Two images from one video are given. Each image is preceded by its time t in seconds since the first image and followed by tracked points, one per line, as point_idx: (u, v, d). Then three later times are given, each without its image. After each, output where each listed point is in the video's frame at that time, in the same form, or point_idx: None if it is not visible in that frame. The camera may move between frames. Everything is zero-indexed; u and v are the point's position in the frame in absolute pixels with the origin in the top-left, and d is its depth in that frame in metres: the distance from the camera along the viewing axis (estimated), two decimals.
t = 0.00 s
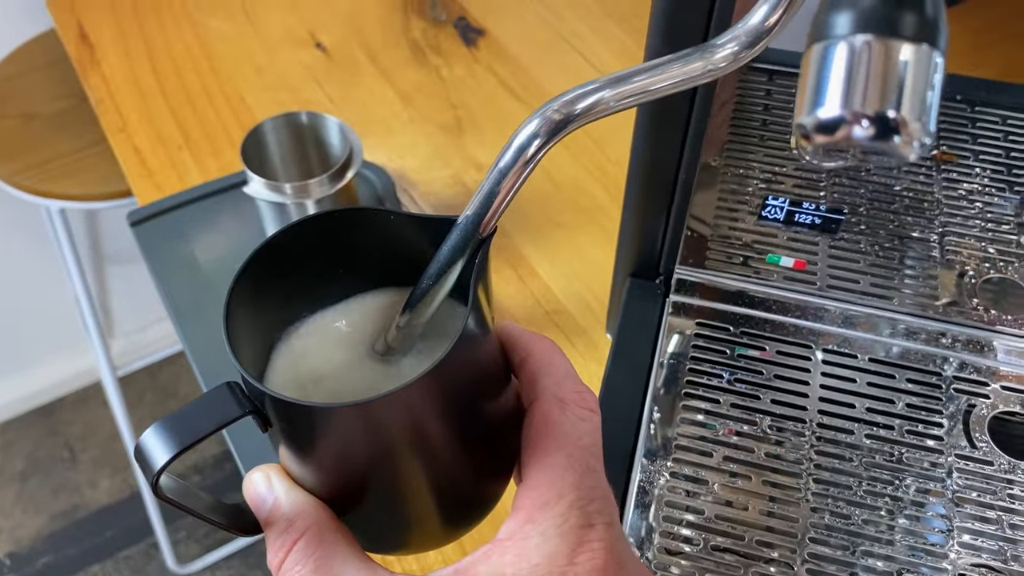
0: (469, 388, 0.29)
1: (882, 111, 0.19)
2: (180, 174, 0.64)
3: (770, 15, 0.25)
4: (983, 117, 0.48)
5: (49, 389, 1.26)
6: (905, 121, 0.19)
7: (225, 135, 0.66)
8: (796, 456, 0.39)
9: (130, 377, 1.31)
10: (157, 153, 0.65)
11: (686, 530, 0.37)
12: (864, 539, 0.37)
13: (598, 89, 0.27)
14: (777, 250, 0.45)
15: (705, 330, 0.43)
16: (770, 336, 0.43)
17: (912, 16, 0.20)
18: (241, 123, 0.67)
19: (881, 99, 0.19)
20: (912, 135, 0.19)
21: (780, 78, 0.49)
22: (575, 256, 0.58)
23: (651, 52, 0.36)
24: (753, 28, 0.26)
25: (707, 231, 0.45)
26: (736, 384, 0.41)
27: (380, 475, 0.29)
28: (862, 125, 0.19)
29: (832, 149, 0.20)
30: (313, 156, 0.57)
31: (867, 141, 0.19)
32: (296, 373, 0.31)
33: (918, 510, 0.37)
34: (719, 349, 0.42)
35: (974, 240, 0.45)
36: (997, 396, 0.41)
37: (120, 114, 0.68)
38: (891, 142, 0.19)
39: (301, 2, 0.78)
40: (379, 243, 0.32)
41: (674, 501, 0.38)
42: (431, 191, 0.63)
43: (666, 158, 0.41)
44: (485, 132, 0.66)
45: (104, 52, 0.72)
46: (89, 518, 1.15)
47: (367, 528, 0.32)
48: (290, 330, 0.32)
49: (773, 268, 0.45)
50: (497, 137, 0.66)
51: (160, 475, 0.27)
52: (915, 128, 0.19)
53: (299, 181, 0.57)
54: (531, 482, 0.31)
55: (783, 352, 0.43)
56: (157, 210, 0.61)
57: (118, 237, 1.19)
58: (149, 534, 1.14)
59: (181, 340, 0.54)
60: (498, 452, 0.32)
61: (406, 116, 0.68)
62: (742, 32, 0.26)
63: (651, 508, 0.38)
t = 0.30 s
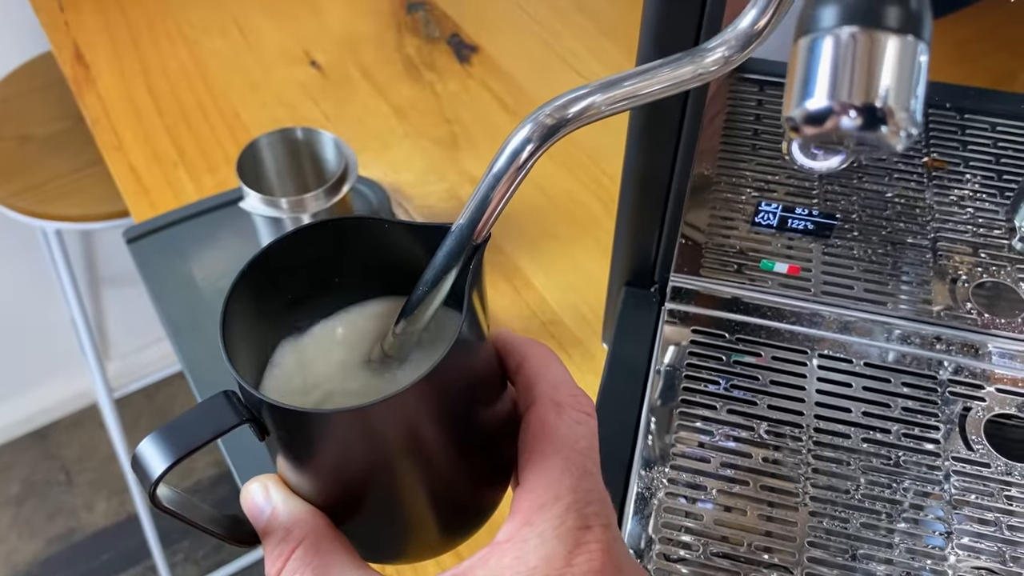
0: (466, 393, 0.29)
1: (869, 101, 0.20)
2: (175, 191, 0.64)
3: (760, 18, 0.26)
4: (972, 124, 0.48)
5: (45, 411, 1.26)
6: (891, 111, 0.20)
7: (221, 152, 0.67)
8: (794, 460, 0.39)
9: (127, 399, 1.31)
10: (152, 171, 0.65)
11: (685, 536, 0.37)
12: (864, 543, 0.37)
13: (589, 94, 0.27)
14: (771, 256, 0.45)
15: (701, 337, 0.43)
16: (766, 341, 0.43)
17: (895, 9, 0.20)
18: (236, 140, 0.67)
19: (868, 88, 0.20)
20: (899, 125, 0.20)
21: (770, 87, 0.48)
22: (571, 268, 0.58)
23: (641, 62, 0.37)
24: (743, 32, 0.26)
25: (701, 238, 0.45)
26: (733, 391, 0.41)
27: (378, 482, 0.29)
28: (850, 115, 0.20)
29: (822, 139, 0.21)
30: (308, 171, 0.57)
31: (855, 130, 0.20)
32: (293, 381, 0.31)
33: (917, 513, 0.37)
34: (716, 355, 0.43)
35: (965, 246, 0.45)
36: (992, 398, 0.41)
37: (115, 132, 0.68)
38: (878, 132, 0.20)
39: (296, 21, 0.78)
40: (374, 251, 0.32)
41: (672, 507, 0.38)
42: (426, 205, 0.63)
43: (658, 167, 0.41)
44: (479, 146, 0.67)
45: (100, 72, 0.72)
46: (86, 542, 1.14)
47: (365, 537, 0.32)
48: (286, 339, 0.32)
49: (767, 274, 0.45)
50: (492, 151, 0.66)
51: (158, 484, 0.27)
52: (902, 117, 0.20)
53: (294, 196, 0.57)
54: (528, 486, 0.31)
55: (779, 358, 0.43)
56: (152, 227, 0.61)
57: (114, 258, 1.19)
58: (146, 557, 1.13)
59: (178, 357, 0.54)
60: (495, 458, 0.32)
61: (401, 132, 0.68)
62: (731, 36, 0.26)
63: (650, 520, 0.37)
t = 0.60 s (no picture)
0: (466, 400, 0.29)
1: (864, 93, 0.20)
2: (172, 207, 0.64)
3: (753, 21, 0.26)
4: (965, 131, 0.47)
5: (43, 433, 1.25)
6: (885, 103, 0.20)
7: (218, 168, 0.67)
8: (794, 465, 0.39)
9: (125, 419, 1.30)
10: (149, 188, 0.65)
11: (687, 542, 0.37)
12: (866, 548, 0.37)
13: (585, 98, 0.27)
14: (768, 262, 0.45)
15: (700, 344, 0.44)
16: (764, 348, 0.43)
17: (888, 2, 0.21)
18: (232, 156, 0.68)
19: (861, 80, 0.20)
20: (893, 116, 0.20)
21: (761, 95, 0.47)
22: (568, 279, 0.58)
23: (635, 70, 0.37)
24: (737, 35, 0.26)
25: (699, 245, 0.45)
26: (732, 397, 0.41)
27: (378, 492, 0.29)
28: (844, 108, 0.20)
29: (816, 133, 0.21)
30: (305, 186, 0.57)
31: (850, 123, 0.20)
32: (291, 389, 0.31)
33: (919, 517, 0.37)
34: (715, 362, 0.43)
35: (962, 250, 0.45)
36: (992, 402, 0.41)
37: (112, 150, 0.68)
38: (873, 124, 0.20)
39: (291, 39, 0.78)
40: (373, 259, 0.32)
41: (673, 513, 0.38)
42: (423, 218, 0.63)
43: (654, 175, 0.41)
44: (475, 159, 0.67)
45: (96, 90, 0.73)
46: (84, 564, 1.13)
47: (365, 547, 0.31)
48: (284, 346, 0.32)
49: (763, 279, 0.45)
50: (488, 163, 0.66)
51: (156, 494, 0.27)
52: (896, 109, 0.20)
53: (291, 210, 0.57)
54: (528, 492, 0.31)
55: (778, 364, 0.43)
56: (149, 245, 0.61)
57: (112, 278, 1.19)
58: None
59: (178, 373, 0.54)
60: (494, 466, 0.32)
61: (398, 146, 0.68)
62: (725, 40, 0.26)
63: (652, 534, 0.37)
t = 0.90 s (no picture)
0: (458, 405, 0.28)
1: (854, 76, 0.21)
2: (163, 218, 0.64)
3: (743, 16, 0.26)
4: (961, 131, 0.45)
5: (37, 451, 1.24)
6: (875, 85, 0.21)
7: (209, 179, 0.66)
8: (792, 469, 0.38)
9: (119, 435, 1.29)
10: (140, 200, 0.65)
11: (684, 549, 0.36)
12: (866, 552, 0.36)
13: (573, 95, 0.27)
14: (764, 264, 0.45)
15: (696, 348, 0.43)
16: (760, 351, 0.43)
17: None
18: (224, 167, 0.67)
19: (850, 63, 0.21)
20: (884, 98, 0.21)
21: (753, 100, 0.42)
22: (562, 286, 0.57)
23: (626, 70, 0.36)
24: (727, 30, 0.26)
25: (693, 246, 0.44)
26: (729, 402, 0.41)
27: (369, 500, 0.29)
28: (835, 91, 0.21)
29: (808, 117, 0.22)
30: (296, 196, 0.57)
31: (842, 106, 0.21)
32: (278, 395, 0.30)
33: (920, 520, 0.37)
34: (711, 366, 0.42)
35: (958, 250, 0.44)
36: (992, 403, 0.41)
37: (103, 162, 0.67)
38: (864, 106, 0.21)
39: (282, 49, 0.78)
40: (362, 262, 0.32)
41: (671, 519, 0.37)
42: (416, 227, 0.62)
43: (646, 176, 0.41)
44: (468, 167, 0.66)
45: (87, 102, 0.72)
46: None
47: (356, 556, 0.31)
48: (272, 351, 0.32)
49: (759, 282, 0.45)
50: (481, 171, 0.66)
51: (140, 502, 0.26)
52: (886, 90, 0.21)
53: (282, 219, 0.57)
54: (522, 497, 0.30)
55: (774, 367, 0.42)
56: (140, 256, 0.60)
57: (105, 294, 1.18)
58: None
59: (168, 385, 0.53)
60: (487, 473, 0.32)
61: (390, 155, 0.68)
62: (715, 36, 0.26)
63: (649, 542, 0.36)
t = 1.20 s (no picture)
0: (453, 411, 0.28)
1: (858, 63, 0.20)
2: (156, 228, 0.63)
3: (741, 9, 0.25)
4: (960, 132, 0.43)
5: (34, 465, 1.23)
6: (881, 71, 0.20)
7: (202, 188, 0.66)
8: (795, 474, 0.38)
9: (116, 449, 1.28)
10: (133, 210, 0.64)
11: (686, 557, 0.36)
12: (871, 558, 0.35)
13: (568, 92, 0.26)
14: (764, 267, 0.44)
15: (696, 352, 0.42)
16: (761, 354, 0.42)
17: None
18: (217, 175, 0.67)
19: (854, 49, 0.20)
20: (890, 84, 0.20)
21: (754, 104, 0.42)
22: (559, 292, 0.57)
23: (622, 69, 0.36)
24: (725, 25, 0.25)
25: (692, 250, 0.44)
26: (732, 407, 0.40)
27: (362, 511, 0.28)
28: (839, 78, 0.21)
29: (811, 103, 0.21)
30: (289, 203, 0.56)
31: (846, 92, 0.21)
32: (271, 403, 0.30)
33: (925, 525, 0.36)
34: (711, 371, 0.42)
35: (959, 251, 0.43)
36: (996, 405, 0.40)
37: (95, 172, 0.67)
38: (870, 93, 0.21)
39: (276, 57, 0.78)
40: (355, 267, 0.31)
41: (673, 527, 0.36)
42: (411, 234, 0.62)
43: (643, 178, 0.40)
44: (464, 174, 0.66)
45: (79, 112, 0.72)
46: None
47: (350, 568, 0.30)
48: (264, 359, 0.31)
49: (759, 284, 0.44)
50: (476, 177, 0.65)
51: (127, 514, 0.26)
52: (893, 75, 0.20)
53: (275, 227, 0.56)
54: (519, 505, 0.30)
55: (775, 371, 0.42)
56: (134, 265, 0.60)
57: (100, 307, 1.18)
58: None
59: (162, 396, 0.53)
60: (484, 481, 0.31)
61: (385, 162, 0.67)
62: (712, 30, 0.25)
63: (651, 551, 0.36)
